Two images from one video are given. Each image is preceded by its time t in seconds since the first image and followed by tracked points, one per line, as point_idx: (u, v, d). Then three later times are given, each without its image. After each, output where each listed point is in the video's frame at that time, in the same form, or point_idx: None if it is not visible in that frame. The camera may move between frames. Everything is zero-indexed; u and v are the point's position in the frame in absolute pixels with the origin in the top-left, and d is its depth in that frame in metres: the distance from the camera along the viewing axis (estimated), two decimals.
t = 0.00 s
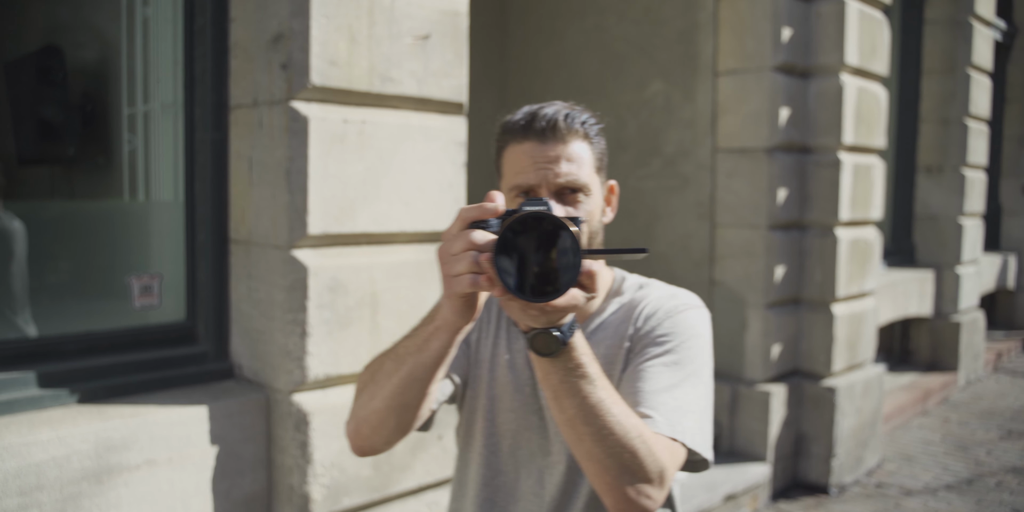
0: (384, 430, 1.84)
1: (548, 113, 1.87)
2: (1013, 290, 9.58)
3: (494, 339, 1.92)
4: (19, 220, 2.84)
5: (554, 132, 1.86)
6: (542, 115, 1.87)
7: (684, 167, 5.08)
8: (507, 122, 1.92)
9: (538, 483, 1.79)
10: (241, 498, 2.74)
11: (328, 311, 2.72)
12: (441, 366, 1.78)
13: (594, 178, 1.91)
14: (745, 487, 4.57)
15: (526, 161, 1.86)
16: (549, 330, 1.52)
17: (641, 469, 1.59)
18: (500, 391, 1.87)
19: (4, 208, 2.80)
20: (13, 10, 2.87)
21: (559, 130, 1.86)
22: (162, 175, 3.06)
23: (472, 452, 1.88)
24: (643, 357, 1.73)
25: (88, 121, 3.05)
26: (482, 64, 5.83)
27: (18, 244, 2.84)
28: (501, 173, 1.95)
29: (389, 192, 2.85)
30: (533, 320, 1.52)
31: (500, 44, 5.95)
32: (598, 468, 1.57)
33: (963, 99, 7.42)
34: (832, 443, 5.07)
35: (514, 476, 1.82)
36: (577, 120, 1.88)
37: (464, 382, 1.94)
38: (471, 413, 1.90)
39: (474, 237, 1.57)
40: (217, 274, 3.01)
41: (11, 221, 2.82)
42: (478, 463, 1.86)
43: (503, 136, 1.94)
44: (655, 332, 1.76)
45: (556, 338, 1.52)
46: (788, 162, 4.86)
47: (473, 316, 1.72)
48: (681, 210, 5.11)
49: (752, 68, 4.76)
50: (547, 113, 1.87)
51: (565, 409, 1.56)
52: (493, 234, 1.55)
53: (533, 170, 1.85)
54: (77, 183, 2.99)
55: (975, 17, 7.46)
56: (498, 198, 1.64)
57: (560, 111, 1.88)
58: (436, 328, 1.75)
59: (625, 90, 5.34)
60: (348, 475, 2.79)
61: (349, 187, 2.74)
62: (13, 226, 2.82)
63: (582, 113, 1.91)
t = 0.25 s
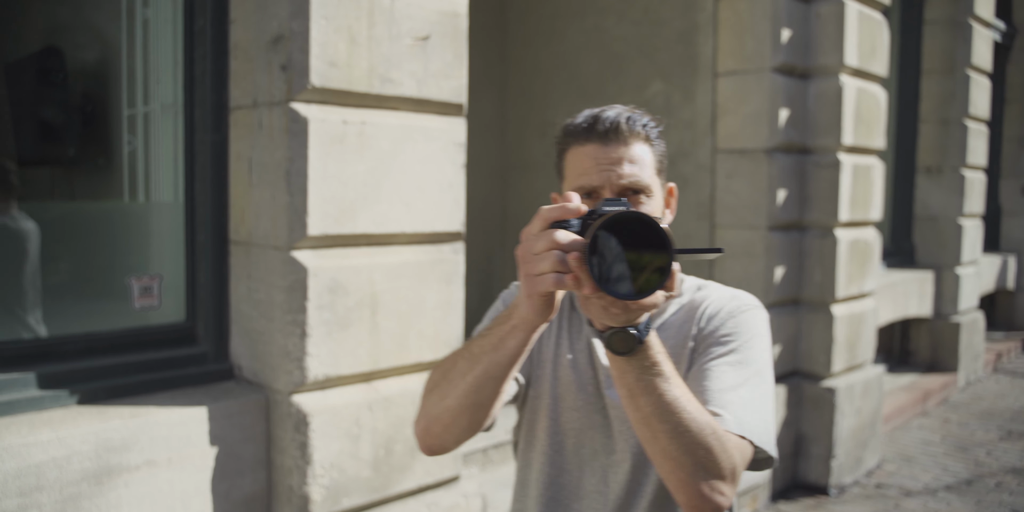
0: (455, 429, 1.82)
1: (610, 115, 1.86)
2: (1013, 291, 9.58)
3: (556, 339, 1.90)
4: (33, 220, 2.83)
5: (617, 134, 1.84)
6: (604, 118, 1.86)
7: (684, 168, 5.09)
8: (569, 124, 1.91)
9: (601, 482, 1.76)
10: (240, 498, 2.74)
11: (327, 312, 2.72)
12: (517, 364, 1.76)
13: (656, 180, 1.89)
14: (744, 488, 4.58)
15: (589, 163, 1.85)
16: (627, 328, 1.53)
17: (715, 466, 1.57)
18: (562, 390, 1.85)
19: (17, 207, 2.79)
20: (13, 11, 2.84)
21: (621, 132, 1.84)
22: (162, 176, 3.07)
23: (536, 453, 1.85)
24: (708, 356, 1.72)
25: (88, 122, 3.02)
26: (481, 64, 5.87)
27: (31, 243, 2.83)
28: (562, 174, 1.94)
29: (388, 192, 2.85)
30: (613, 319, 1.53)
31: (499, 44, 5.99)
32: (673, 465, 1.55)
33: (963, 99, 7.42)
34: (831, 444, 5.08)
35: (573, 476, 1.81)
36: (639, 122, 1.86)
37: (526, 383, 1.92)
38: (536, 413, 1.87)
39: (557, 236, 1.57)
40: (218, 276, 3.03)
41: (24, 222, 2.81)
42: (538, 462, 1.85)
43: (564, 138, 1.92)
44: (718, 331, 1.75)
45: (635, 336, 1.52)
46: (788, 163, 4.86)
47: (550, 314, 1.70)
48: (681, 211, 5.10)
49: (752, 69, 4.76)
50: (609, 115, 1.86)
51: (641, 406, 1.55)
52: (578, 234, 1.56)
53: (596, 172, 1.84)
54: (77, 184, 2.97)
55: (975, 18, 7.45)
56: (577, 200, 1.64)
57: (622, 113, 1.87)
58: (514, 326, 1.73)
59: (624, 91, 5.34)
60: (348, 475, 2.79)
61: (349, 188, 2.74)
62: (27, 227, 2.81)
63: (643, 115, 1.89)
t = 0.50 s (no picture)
0: (516, 433, 1.84)
1: (663, 123, 1.88)
2: (1012, 291, 9.58)
3: (609, 345, 1.91)
4: (45, 223, 2.88)
5: (670, 141, 1.85)
6: (658, 125, 1.87)
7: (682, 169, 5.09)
8: (621, 133, 1.93)
9: (659, 485, 1.77)
10: (238, 499, 2.74)
11: (325, 313, 2.72)
12: (580, 370, 1.76)
13: (707, 187, 1.89)
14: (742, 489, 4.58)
15: (642, 170, 1.86)
16: (690, 333, 1.54)
17: (777, 467, 1.58)
18: (618, 395, 1.86)
19: (29, 208, 2.84)
20: (14, 12, 2.85)
21: (674, 140, 1.85)
22: (160, 178, 3.07)
23: (592, 457, 1.86)
24: (763, 360, 1.73)
25: (87, 123, 3.04)
26: (481, 65, 5.93)
27: (43, 243, 2.88)
28: (615, 183, 1.95)
29: (386, 193, 2.85)
30: (677, 323, 1.54)
31: (499, 44, 6.04)
32: (735, 467, 1.56)
33: (962, 100, 7.43)
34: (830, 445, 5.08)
35: (623, 479, 1.82)
36: (692, 130, 1.87)
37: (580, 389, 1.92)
38: (590, 418, 1.88)
39: (626, 242, 1.56)
40: (216, 277, 3.03)
41: (36, 224, 2.86)
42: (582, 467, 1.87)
43: (617, 147, 1.94)
44: (773, 335, 1.76)
45: (699, 341, 1.53)
46: (787, 164, 4.86)
47: (616, 319, 1.69)
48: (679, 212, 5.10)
49: (751, 69, 4.74)
50: (662, 123, 1.88)
51: (704, 410, 1.56)
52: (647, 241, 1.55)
53: (649, 179, 1.84)
54: (76, 185, 2.99)
55: (974, 19, 7.45)
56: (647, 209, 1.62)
57: (674, 122, 1.88)
58: (578, 332, 1.73)
59: (623, 92, 5.35)
60: (346, 476, 2.79)
61: (346, 189, 2.74)
62: (37, 229, 2.86)
63: (695, 124, 1.90)
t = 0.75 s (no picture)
0: (536, 435, 1.80)
1: (679, 128, 1.84)
2: (1011, 292, 9.59)
3: (624, 347, 1.88)
4: (49, 225, 2.88)
5: (686, 146, 1.82)
6: (674, 130, 1.84)
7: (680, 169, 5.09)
8: (637, 137, 1.90)
9: (676, 486, 1.75)
10: (235, 500, 2.74)
11: (321, 313, 2.72)
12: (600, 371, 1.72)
13: (723, 191, 1.87)
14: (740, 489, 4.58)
15: (659, 175, 1.83)
16: (712, 333, 1.49)
17: (796, 467, 1.57)
18: (633, 397, 1.83)
19: (37, 212, 2.84)
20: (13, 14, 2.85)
21: (690, 144, 1.82)
22: (157, 178, 3.07)
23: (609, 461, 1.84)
24: (779, 361, 1.73)
25: (86, 124, 3.02)
26: (480, 66, 5.93)
27: (48, 245, 2.88)
28: (631, 187, 1.93)
29: (382, 194, 2.85)
30: (699, 325, 1.48)
31: (497, 45, 6.05)
32: (754, 467, 1.55)
33: (961, 101, 7.43)
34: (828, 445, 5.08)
35: (637, 480, 1.79)
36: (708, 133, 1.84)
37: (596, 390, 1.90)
38: (607, 420, 1.86)
39: (651, 244, 1.50)
40: (213, 278, 3.03)
41: (41, 225, 2.86)
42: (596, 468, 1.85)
43: (633, 151, 1.91)
44: (788, 337, 1.75)
45: (721, 342, 1.49)
46: (785, 164, 4.87)
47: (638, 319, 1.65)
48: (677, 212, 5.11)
49: (748, 70, 4.74)
50: (678, 127, 1.84)
51: (724, 410, 1.54)
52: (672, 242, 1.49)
53: (666, 184, 1.82)
54: (74, 186, 2.97)
55: (973, 20, 7.46)
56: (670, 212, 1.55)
57: (691, 126, 1.85)
58: (599, 332, 1.68)
59: (622, 93, 5.36)
60: (342, 476, 2.79)
61: (343, 189, 2.75)
62: (42, 229, 2.86)
63: (711, 128, 1.87)
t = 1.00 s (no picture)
0: (502, 429, 1.87)
1: (654, 127, 1.88)
2: (1009, 292, 9.59)
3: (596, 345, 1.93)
4: (45, 224, 2.88)
5: (660, 145, 1.86)
6: (648, 129, 1.88)
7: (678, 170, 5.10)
8: (612, 136, 1.94)
9: (644, 482, 1.80)
10: (232, 499, 2.74)
11: (319, 314, 2.73)
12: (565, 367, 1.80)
13: (696, 190, 1.91)
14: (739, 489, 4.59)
15: (633, 173, 1.87)
16: (674, 333, 1.58)
17: (756, 465, 1.62)
18: (603, 394, 1.88)
19: (31, 212, 2.84)
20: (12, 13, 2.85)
21: (663, 143, 1.86)
22: (154, 179, 3.07)
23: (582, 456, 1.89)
24: (746, 361, 1.77)
25: (84, 124, 3.02)
26: (478, 66, 5.92)
27: (33, 248, 2.86)
28: (606, 186, 1.96)
29: (380, 194, 2.85)
30: (661, 323, 1.58)
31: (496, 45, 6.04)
32: (715, 465, 1.60)
33: (959, 101, 7.42)
34: (826, 445, 5.09)
35: (607, 476, 1.83)
36: (681, 133, 1.89)
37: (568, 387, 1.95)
38: (579, 417, 1.91)
39: (614, 243, 1.63)
40: (210, 279, 3.04)
41: (37, 226, 2.86)
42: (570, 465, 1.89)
43: (608, 151, 1.94)
44: (757, 338, 1.79)
45: (682, 340, 1.57)
46: (783, 165, 4.88)
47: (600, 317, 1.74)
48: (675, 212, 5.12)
49: (746, 72, 4.77)
50: (652, 127, 1.89)
51: (686, 409, 1.60)
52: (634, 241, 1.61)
53: (639, 182, 1.86)
54: (72, 186, 2.97)
55: (972, 20, 7.45)
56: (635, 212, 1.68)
57: (664, 126, 1.89)
58: (563, 330, 1.77)
59: (620, 93, 5.36)
60: (340, 476, 2.79)
61: (340, 190, 2.75)
62: (37, 229, 2.86)
63: (684, 128, 1.91)
